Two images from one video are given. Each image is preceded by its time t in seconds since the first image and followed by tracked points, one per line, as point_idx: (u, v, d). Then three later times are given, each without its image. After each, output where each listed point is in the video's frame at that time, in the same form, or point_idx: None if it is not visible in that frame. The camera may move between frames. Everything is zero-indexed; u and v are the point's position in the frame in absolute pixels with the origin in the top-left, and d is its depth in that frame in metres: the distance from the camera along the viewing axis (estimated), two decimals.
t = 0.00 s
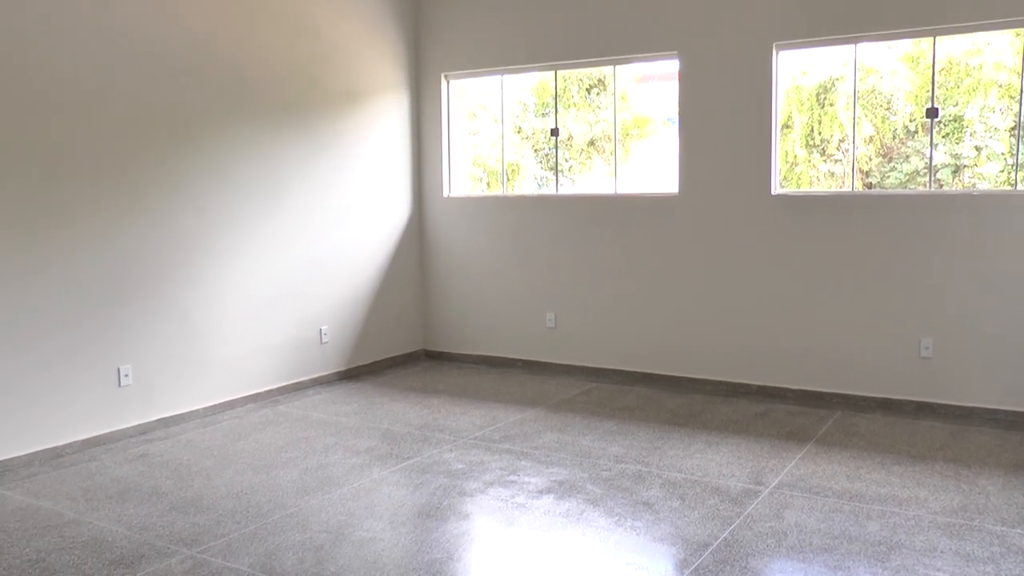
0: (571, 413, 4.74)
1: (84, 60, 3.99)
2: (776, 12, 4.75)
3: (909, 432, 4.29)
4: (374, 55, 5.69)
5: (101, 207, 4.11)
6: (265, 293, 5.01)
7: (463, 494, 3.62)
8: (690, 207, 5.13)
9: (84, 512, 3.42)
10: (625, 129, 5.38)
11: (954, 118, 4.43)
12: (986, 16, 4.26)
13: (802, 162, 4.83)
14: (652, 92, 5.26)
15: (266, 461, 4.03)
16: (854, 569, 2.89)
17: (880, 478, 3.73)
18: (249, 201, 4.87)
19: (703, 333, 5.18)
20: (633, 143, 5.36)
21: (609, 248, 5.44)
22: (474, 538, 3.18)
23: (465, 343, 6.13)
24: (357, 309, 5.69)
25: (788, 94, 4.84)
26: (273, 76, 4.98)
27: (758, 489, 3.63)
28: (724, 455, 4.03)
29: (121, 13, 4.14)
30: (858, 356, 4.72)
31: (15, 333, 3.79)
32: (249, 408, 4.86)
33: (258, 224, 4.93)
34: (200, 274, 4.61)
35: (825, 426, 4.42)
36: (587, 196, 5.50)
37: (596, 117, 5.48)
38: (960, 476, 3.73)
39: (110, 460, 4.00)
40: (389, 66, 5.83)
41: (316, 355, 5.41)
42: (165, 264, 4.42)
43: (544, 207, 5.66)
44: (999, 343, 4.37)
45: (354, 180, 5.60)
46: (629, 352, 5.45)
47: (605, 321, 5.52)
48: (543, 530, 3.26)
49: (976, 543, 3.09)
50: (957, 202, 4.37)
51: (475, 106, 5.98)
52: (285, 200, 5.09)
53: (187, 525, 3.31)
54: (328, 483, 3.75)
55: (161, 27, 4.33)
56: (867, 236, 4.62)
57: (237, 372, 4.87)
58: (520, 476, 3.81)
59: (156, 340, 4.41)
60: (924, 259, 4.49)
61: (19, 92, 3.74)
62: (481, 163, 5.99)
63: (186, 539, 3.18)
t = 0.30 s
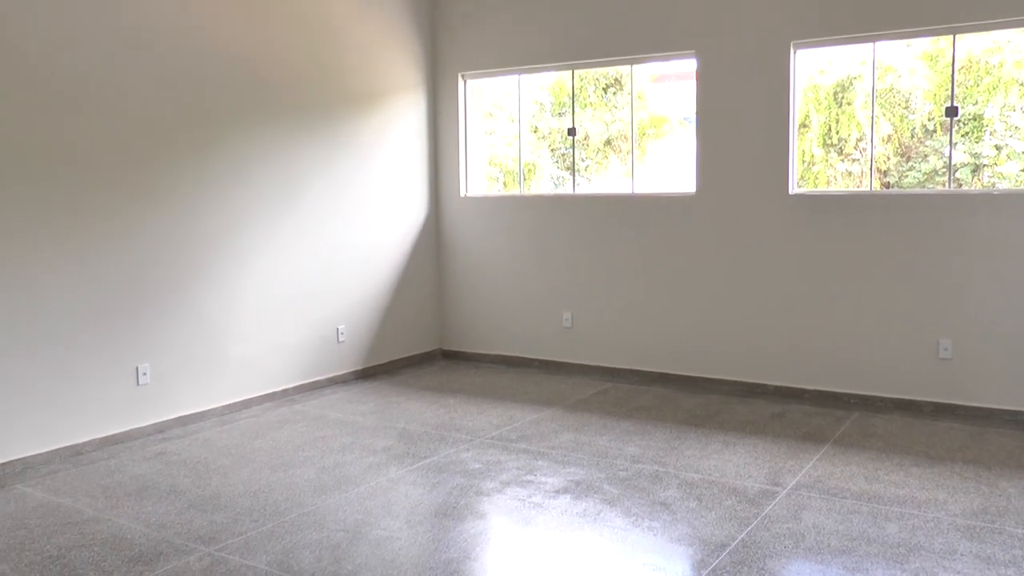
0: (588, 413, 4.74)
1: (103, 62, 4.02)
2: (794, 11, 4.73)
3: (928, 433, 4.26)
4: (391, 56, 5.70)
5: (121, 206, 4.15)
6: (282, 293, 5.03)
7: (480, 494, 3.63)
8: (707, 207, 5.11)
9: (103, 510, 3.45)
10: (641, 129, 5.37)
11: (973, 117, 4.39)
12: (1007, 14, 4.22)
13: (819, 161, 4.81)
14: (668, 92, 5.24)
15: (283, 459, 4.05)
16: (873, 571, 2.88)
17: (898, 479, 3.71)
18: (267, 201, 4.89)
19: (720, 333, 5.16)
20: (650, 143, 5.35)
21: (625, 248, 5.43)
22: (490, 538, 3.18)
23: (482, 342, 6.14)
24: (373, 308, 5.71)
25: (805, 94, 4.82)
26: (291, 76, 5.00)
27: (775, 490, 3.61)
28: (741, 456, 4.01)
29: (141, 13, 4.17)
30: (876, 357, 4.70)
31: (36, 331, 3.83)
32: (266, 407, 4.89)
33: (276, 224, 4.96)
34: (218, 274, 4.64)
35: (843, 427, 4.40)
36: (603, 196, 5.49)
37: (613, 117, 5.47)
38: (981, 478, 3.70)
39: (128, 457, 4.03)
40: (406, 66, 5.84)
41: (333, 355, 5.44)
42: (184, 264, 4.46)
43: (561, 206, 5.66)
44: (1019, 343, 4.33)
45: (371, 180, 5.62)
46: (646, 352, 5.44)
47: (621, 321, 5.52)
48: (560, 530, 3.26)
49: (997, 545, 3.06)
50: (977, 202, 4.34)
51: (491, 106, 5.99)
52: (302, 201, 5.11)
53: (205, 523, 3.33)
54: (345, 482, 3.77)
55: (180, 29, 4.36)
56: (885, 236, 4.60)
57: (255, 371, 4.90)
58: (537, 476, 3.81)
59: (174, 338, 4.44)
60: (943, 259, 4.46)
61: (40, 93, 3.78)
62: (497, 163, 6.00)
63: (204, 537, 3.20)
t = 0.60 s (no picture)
0: (603, 413, 4.74)
1: (121, 63, 4.05)
2: (812, 11, 4.70)
3: (946, 436, 4.23)
4: (408, 56, 5.72)
5: (138, 206, 4.18)
6: (298, 292, 5.05)
7: (496, 493, 3.63)
8: (723, 207, 5.10)
9: (120, 507, 3.47)
10: (657, 128, 5.36)
11: (993, 116, 4.36)
12: None
13: (836, 161, 4.79)
14: (685, 92, 5.23)
15: (300, 458, 4.07)
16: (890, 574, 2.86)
17: (916, 482, 3.69)
18: (283, 202, 4.92)
19: (736, 334, 5.15)
20: (666, 143, 5.34)
21: (641, 248, 5.43)
22: (506, 538, 3.19)
23: (497, 342, 6.15)
24: (389, 308, 5.73)
25: (822, 93, 4.80)
26: (309, 76, 5.03)
27: (791, 492, 3.60)
28: (757, 457, 4.00)
29: (158, 15, 4.20)
30: (894, 358, 4.67)
31: (55, 332, 3.87)
32: (283, 406, 4.91)
33: (292, 224, 4.98)
34: (234, 273, 4.67)
35: (860, 429, 4.38)
36: (618, 196, 5.49)
37: (629, 117, 5.46)
38: (1000, 481, 3.67)
39: (145, 455, 4.06)
40: (422, 67, 5.85)
41: (349, 354, 5.46)
42: (200, 264, 4.49)
43: (577, 206, 5.66)
44: None
45: (388, 180, 5.63)
46: (661, 352, 5.43)
47: (636, 321, 5.51)
48: (576, 531, 3.26)
49: (1017, 549, 3.04)
50: (996, 203, 4.30)
51: (507, 106, 6.00)
52: (319, 201, 5.13)
53: (222, 521, 3.35)
54: (361, 481, 3.78)
55: (198, 30, 4.40)
56: (903, 237, 4.57)
57: (271, 369, 4.92)
58: (553, 476, 3.81)
59: (191, 337, 4.47)
60: (962, 260, 4.43)
61: (59, 94, 3.82)
62: (513, 163, 6.00)
63: (221, 534, 3.22)
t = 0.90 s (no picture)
0: (617, 414, 4.73)
1: (139, 63, 4.08)
2: (829, 11, 4.68)
3: (962, 440, 4.20)
4: (424, 56, 5.73)
5: (155, 205, 4.20)
6: (313, 291, 5.08)
7: (510, 493, 3.64)
8: (738, 208, 5.08)
9: (136, 503, 3.50)
10: (673, 129, 5.35)
11: (1012, 118, 4.32)
12: None
13: (852, 162, 4.76)
14: (700, 92, 5.22)
15: (314, 456, 4.09)
16: None
17: (931, 486, 3.66)
18: (300, 201, 4.95)
19: (751, 335, 5.13)
20: (681, 144, 5.33)
21: (656, 249, 5.42)
22: (519, 538, 3.19)
23: (511, 342, 6.15)
24: (403, 307, 5.74)
25: (838, 94, 4.77)
26: (326, 76, 5.05)
27: (806, 495, 3.59)
28: (772, 459, 3.99)
29: (175, 14, 4.22)
30: (910, 361, 4.64)
31: (73, 329, 3.90)
32: (297, 404, 4.94)
33: (308, 223, 5.01)
34: (249, 272, 4.69)
35: (875, 432, 4.36)
36: (633, 196, 5.49)
37: (644, 117, 5.46)
38: (1017, 486, 3.64)
39: (161, 452, 4.09)
40: (438, 67, 5.86)
41: (363, 353, 5.47)
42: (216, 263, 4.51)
43: (592, 206, 5.65)
44: None
45: (404, 180, 5.65)
46: (675, 353, 5.42)
47: (650, 322, 5.50)
48: (590, 531, 3.26)
49: None
50: (1014, 205, 4.27)
51: (522, 106, 6.00)
52: (335, 200, 5.15)
53: (236, 519, 3.37)
54: (375, 480, 3.80)
55: (217, 31, 4.42)
56: (919, 239, 4.54)
57: (286, 368, 4.95)
58: (567, 476, 3.81)
59: (207, 335, 4.50)
60: (978, 263, 4.39)
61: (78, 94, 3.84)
62: (528, 163, 6.01)
63: (235, 532, 3.24)
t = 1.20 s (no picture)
0: (629, 414, 4.73)
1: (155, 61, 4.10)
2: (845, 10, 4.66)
3: (976, 442, 4.17)
4: (438, 56, 5.74)
5: (170, 203, 4.23)
6: (327, 289, 5.09)
7: (521, 492, 3.64)
8: (751, 209, 5.07)
9: (149, 499, 3.52)
10: (686, 129, 5.34)
11: None
12: None
13: (866, 163, 4.74)
14: (714, 92, 5.20)
15: (326, 454, 4.10)
16: None
17: (945, 488, 3.64)
18: (315, 200, 4.97)
19: (764, 336, 5.12)
20: (695, 143, 5.31)
21: (669, 249, 5.41)
22: (530, 537, 3.19)
23: (524, 341, 6.15)
24: (415, 305, 5.75)
25: (853, 94, 4.75)
26: (341, 75, 5.07)
27: (818, 496, 3.57)
28: (784, 460, 3.97)
29: (193, 13, 4.25)
30: (924, 363, 4.61)
31: (88, 326, 3.93)
32: (309, 402, 4.96)
33: (323, 221, 5.03)
34: (262, 270, 4.71)
35: (888, 434, 4.34)
36: (646, 196, 5.48)
37: (658, 116, 5.45)
38: None
39: (173, 448, 4.11)
40: (452, 65, 5.87)
41: (376, 351, 5.49)
42: (228, 260, 4.53)
43: (605, 206, 5.65)
44: None
45: (417, 179, 5.66)
46: (688, 353, 5.41)
47: (662, 322, 5.49)
48: (602, 531, 3.26)
49: None
50: None
51: (536, 105, 6.01)
52: (349, 198, 5.17)
53: (248, 515, 3.39)
54: (386, 478, 3.81)
55: (232, 30, 4.45)
56: (933, 240, 4.51)
57: (298, 365, 4.97)
58: (578, 476, 3.81)
59: (220, 332, 4.52)
60: (993, 264, 4.36)
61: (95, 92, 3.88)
62: (542, 162, 6.02)
63: (247, 528, 3.26)
